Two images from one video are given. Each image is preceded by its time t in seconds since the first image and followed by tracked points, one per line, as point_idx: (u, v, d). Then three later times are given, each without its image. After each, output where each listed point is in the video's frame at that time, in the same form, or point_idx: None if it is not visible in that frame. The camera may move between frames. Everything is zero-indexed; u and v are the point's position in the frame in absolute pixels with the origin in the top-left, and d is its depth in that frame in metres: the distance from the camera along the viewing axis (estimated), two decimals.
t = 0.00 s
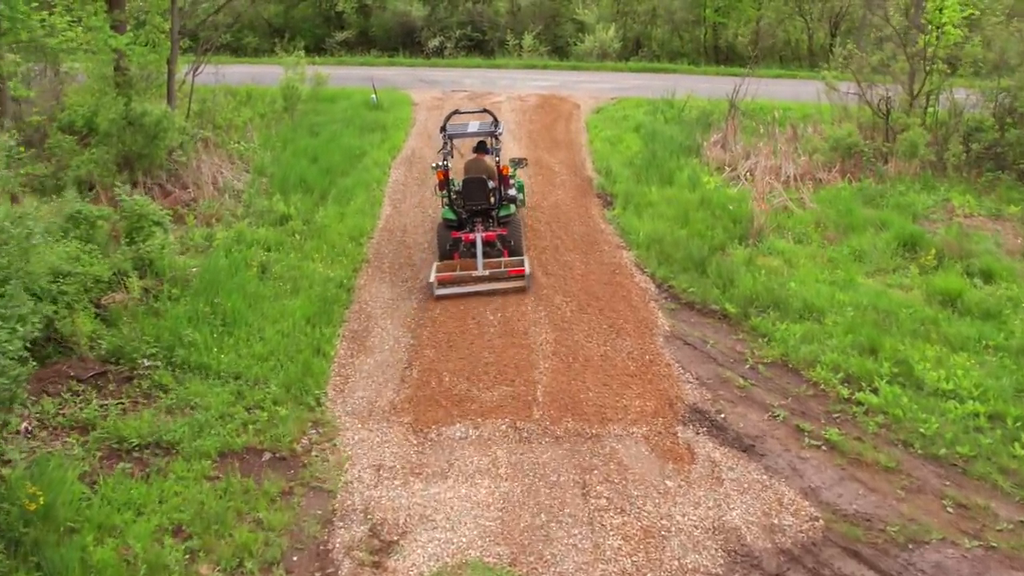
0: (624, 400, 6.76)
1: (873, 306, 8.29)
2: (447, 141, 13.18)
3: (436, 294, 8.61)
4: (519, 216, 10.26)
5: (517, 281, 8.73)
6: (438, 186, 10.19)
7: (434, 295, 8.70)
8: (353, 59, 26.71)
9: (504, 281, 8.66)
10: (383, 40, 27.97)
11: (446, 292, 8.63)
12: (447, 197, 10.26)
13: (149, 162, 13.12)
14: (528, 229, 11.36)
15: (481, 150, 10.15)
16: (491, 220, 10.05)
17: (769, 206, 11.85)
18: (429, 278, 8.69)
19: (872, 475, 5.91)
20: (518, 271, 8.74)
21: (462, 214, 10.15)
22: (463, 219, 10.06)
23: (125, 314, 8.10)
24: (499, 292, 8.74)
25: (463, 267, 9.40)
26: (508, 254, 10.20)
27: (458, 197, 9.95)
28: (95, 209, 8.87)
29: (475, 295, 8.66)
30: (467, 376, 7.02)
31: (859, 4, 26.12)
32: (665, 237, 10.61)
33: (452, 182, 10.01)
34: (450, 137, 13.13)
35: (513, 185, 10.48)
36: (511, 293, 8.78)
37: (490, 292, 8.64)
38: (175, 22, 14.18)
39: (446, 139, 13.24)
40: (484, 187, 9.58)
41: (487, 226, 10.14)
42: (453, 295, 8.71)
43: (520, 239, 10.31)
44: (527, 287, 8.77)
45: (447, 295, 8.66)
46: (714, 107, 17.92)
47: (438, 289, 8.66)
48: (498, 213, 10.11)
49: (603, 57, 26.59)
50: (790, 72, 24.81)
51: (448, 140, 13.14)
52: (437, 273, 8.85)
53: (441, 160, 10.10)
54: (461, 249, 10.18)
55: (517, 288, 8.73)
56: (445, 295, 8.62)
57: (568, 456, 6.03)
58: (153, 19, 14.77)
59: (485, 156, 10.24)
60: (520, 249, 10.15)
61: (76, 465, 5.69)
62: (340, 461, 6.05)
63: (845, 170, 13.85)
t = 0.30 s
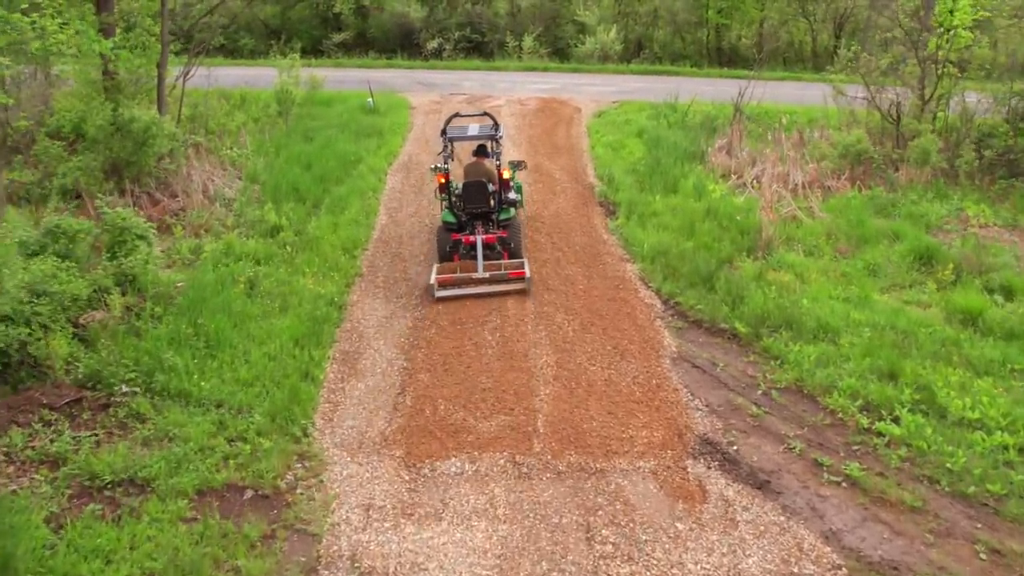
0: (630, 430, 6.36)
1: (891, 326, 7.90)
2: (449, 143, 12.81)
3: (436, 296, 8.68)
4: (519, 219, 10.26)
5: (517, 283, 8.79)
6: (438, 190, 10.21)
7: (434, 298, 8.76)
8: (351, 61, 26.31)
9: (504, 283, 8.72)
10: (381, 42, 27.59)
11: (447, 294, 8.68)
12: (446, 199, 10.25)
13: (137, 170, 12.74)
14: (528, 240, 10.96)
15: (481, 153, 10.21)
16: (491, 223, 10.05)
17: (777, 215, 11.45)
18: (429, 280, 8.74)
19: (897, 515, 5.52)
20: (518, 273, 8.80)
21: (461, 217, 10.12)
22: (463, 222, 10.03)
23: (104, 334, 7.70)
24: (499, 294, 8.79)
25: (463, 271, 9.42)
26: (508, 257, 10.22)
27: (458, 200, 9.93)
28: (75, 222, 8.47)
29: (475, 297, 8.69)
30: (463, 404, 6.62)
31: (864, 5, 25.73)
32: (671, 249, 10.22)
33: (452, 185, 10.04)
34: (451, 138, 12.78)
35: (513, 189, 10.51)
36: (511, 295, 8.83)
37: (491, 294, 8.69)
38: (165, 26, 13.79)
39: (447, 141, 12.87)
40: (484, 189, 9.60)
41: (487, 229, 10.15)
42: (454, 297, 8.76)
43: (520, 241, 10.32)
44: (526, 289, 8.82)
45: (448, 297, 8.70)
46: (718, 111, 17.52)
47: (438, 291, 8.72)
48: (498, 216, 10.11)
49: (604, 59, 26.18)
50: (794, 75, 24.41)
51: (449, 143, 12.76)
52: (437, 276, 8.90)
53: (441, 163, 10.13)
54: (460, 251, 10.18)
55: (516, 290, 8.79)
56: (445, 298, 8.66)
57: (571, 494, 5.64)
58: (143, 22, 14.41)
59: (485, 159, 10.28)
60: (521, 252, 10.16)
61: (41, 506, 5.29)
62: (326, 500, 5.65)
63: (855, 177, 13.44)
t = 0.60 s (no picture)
0: (639, 467, 5.93)
1: (913, 349, 7.48)
2: (450, 146, 12.37)
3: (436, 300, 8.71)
4: (519, 222, 10.26)
5: (517, 286, 8.83)
6: (438, 193, 10.25)
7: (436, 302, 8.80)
8: (348, 63, 25.88)
9: (505, 286, 8.77)
10: (379, 43, 27.14)
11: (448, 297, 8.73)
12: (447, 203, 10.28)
13: (124, 178, 12.29)
14: (529, 253, 10.52)
15: (481, 156, 10.24)
16: (491, 226, 10.06)
17: (788, 227, 11.02)
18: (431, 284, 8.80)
19: (930, 567, 5.09)
20: (518, 276, 8.85)
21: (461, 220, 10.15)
22: (463, 225, 10.05)
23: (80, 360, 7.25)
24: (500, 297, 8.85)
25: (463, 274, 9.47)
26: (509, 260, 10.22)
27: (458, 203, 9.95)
28: (50, 239, 8.02)
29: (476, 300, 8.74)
30: (459, 439, 6.20)
31: (870, 6, 25.33)
32: (678, 263, 9.79)
33: (453, 188, 10.08)
34: (453, 141, 12.35)
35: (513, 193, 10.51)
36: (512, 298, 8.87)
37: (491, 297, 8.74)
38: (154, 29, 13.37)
39: (447, 144, 12.44)
40: (485, 192, 9.63)
41: (487, 232, 10.15)
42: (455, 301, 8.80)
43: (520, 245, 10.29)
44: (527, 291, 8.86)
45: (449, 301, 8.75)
46: (723, 116, 17.09)
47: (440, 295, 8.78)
48: (498, 219, 10.12)
49: (605, 61, 25.73)
50: (798, 77, 23.98)
51: (449, 147, 12.32)
52: (437, 279, 8.97)
53: (441, 166, 10.17)
54: (460, 255, 10.20)
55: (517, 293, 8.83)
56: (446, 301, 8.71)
57: (576, 543, 5.22)
58: (131, 25, 13.97)
59: (486, 162, 10.31)
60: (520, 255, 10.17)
61: None
62: (311, 549, 5.24)
63: (867, 186, 12.99)
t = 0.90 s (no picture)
0: (651, 515, 5.46)
1: (941, 378, 7.01)
2: (449, 149, 11.86)
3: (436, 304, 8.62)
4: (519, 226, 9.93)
5: (518, 291, 8.76)
6: (437, 196, 9.92)
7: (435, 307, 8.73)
8: (345, 66, 25.40)
9: (505, 291, 8.72)
10: (377, 45, 26.66)
11: (448, 302, 8.63)
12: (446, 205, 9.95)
13: (108, 189, 11.78)
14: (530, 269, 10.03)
15: (482, 159, 9.92)
16: (491, 230, 9.73)
17: (801, 240, 10.55)
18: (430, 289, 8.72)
19: None
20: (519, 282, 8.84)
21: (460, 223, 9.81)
22: (462, 229, 9.71)
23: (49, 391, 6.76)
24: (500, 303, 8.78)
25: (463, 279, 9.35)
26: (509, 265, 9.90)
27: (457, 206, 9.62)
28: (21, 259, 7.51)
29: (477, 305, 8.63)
30: (455, 483, 5.74)
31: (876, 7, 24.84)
32: (687, 280, 9.31)
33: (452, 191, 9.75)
34: (452, 145, 11.84)
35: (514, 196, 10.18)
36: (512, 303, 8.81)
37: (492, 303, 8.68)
38: (141, 33, 12.90)
39: (446, 148, 11.94)
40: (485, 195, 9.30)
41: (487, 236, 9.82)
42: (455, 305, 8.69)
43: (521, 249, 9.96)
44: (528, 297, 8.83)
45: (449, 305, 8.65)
46: (730, 122, 16.60)
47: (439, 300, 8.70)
48: (499, 223, 9.79)
49: (607, 63, 25.22)
50: (804, 81, 23.47)
51: (448, 150, 11.82)
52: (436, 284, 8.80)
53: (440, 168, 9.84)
54: (460, 258, 9.88)
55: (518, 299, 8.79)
56: (446, 305, 8.62)
57: None
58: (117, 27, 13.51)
59: (486, 165, 10.00)
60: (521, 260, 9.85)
61: None
62: None
63: (881, 196, 12.52)
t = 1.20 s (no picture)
0: None
1: (976, 414, 6.49)
2: (447, 153, 11.43)
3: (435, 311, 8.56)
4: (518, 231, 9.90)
5: (517, 297, 8.69)
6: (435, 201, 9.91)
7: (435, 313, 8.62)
8: (342, 69, 24.90)
9: (505, 298, 8.62)
10: (375, 48, 26.19)
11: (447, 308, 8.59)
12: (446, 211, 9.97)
13: (91, 200, 11.20)
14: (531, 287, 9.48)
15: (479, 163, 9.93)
16: (489, 234, 9.72)
17: (817, 256, 10.04)
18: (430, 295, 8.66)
19: None
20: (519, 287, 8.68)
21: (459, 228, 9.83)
22: (461, 233, 9.72)
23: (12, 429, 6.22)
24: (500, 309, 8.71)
25: (463, 285, 9.34)
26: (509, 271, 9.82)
27: (455, 211, 9.63)
28: None
29: (476, 311, 8.60)
30: (450, 539, 5.22)
31: (885, 9, 24.28)
32: (697, 300, 8.78)
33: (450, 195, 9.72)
34: (450, 148, 11.41)
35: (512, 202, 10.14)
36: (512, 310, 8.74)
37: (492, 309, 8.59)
38: (124, 38, 12.41)
39: (444, 152, 11.50)
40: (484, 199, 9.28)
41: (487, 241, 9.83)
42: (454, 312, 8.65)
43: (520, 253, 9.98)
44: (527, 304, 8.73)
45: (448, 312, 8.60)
46: (737, 128, 16.06)
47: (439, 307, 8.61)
48: (497, 227, 9.77)
49: (609, 66, 24.67)
50: (812, 85, 22.90)
51: (446, 154, 11.37)
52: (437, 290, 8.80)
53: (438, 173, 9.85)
54: (459, 264, 9.88)
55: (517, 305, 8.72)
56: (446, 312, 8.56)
57: None
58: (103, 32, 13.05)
59: (484, 170, 10.00)
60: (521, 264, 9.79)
61: None
62: None
63: (897, 208, 12.01)
